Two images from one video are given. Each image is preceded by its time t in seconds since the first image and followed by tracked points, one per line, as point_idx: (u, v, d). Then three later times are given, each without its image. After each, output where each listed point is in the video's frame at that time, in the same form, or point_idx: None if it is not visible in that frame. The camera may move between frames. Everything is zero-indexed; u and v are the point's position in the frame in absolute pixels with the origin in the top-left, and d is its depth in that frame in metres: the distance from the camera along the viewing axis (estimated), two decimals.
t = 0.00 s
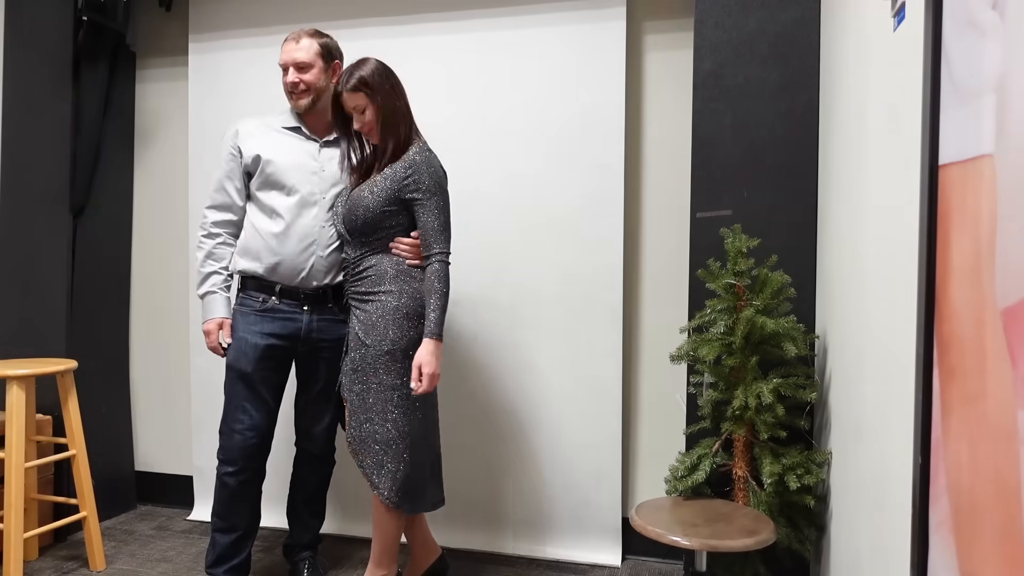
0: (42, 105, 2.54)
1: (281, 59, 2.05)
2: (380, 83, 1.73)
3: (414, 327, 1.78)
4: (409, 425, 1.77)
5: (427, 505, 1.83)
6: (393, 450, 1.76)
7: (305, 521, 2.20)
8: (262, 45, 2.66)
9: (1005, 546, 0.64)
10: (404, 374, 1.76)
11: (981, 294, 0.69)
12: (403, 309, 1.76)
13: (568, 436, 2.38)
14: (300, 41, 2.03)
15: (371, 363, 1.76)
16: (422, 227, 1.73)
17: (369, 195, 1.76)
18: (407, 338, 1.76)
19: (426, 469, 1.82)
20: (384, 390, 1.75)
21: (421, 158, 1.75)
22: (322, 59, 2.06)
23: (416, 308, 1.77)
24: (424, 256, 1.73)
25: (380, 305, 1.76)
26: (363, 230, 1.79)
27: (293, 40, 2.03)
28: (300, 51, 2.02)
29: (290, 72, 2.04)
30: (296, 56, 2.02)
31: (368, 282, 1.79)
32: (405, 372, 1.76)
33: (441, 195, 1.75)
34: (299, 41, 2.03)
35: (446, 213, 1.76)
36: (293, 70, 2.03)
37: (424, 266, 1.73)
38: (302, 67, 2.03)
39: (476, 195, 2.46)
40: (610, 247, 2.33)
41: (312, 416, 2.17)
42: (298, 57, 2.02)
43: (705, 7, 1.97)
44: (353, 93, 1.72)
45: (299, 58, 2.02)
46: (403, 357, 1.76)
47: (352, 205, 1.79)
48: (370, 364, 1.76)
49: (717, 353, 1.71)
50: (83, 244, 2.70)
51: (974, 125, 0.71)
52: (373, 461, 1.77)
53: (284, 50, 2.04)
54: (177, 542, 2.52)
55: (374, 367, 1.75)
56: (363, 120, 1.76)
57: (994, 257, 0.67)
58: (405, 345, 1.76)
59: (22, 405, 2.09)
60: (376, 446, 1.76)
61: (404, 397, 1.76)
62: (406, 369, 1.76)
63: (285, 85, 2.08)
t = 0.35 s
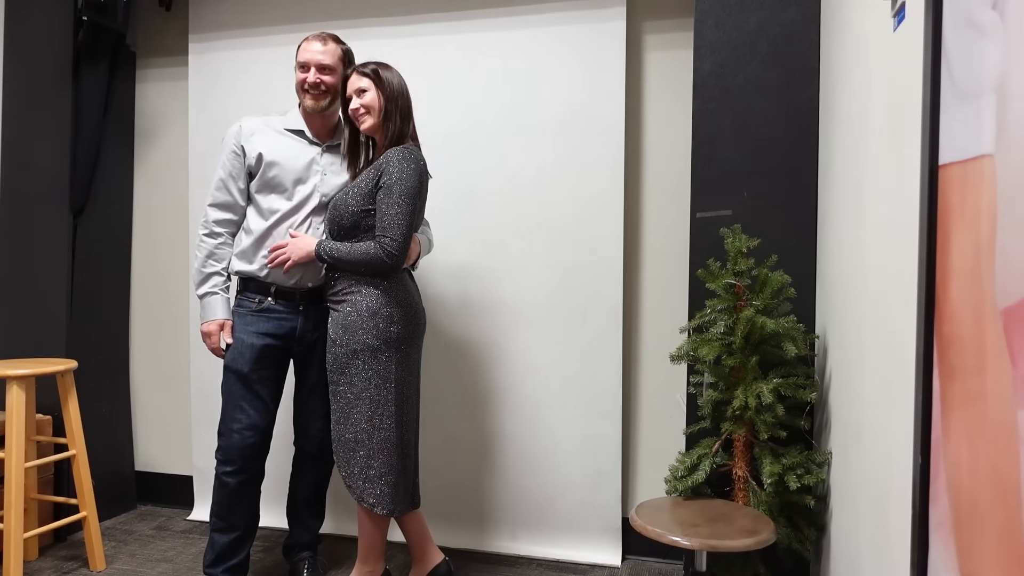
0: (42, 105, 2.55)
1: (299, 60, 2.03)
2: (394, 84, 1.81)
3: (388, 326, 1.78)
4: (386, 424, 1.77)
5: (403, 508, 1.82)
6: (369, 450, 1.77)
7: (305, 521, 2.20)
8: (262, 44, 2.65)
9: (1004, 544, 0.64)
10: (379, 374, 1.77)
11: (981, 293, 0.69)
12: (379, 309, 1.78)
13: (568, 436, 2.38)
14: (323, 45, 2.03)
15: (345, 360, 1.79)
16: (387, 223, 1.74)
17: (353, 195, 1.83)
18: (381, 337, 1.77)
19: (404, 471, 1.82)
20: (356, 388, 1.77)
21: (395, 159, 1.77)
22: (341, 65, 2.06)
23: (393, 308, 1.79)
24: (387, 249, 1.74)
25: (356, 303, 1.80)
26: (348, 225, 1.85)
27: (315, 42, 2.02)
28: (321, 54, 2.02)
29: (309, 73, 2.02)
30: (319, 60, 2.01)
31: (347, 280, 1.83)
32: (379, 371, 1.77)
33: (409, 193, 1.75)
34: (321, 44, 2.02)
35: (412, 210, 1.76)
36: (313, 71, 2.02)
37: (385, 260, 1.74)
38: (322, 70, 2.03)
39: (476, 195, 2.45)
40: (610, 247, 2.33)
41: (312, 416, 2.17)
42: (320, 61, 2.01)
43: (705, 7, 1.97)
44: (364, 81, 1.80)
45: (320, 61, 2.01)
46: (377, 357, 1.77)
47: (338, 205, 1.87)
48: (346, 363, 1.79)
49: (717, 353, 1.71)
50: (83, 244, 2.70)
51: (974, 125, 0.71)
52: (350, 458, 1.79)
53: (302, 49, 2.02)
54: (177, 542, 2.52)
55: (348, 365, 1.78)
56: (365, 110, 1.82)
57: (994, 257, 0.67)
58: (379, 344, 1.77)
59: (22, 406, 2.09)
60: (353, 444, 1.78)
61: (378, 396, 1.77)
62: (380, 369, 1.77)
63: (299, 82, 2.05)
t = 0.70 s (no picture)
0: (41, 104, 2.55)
1: (305, 59, 2.03)
2: (403, 87, 1.81)
3: (388, 327, 1.79)
4: (386, 424, 1.78)
5: (403, 507, 1.82)
6: (369, 450, 1.77)
7: (306, 521, 2.20)
8: (262, 45, 2.66)
9: (1006, 544, 0.64)
10: (379, 374, 1.77)
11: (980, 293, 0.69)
12: (379, 309, 1.79)
13: (568, 436, 2.38)
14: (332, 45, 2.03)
15: (344, 361, 1.79)
16: (385, 225, 1.74)
17: (351, 197, 1.83)
18: (381, 338, 1.78)
19: (404, 470, 1.82)
20: (355, 388, 1.78)
21: (392, 160, 1.77)
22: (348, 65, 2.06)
23: (390, 309, 1.80)
24: (384, 252, 1.74)
25: (355, 305, 1.80)
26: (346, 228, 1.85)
27: (321, 42, 2.02)
28: (327, 54, 2.01)
29: (315, 73, 2.02)
30: (326, 60, 2.01)
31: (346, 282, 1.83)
32: (379, 371, 1.77)
33: (406, 195, 1.75)
34: (327, 45, 2.02)
35: (410, 211, 1.76)
36: (319, 71, 2.02)
37: (382, 262, 1.74)
38: (327, 70, 2.02)
39: (476, 195, 2.46)
40: (609, 248, 2.33)
41: (312, 416, 2.17)
42: (326, 61, 2.01)
43: (705, 7, 1.97)
44: (372, 81, 1.80)
45: (326, 61, 2.01)
46: (377, 357, 1.77)
47: (336, 207, 1.87)
48: (346, 363, 1.79)
49: (717, 353, 1.71)
50: (83, 244, 2.70)
51: (974, 125, 0.71)
52: (351, 459, 1.78)
53: (307, 49, 2.02)
54: (177, 542, 2.52)
55: (348, 366, 1.78)
56: (370, 109, 1.81)
57: (993, 257, 0.67)
58: (379, 344, 1.77)
59: (22, 405, 2.09)
60: (353, 444, 1.78)
61: (378, 396, 1.77)
62: (380, 369, 1.77)
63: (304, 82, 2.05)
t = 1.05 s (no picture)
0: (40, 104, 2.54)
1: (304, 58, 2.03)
2: (404, 86, 1.81)
3: (391, 327, 1.79)
4: (389, 425, 1.78)
5: (405, 508, 1.82)
6: (371, 450, 1.77)
7: (306, 521, 2.20)
8: (262, 45, 2.65)
9: (1005, 544, 0.64)
10: (381, 375, 1.77)
11: (981, 293, 0.69)
12: (382, 310, 1.79)
13: (568, 436, 2.38)
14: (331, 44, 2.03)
15: (346, 361, 1.79)
16: (387, 227, 1.74)
17: (352, 198, 1.83)
18: (384, 338, 1.78)
19: (406, 471, 1.82)
20: (357, 388, 1.77)
21: (390, 160, 1.77)
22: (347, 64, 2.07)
23: (393, 310, 1.80)
24: (389, 254, 1.74)
25: (357, 306, 1.80)
26: (349, 231, 1.85)
27: (320, 40, 2.02)
28: (326, 52, 2.02)
29: (314, 72, 2.02)
30: (325, 58, 2.01)
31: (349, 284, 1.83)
32: (382, 372, 1.77)
33: (407, 195, 1.75)
34: (325, 44, 2.02)
35: (411, 211, 1.76)
36: (319, 69, 2.02)
37: (387, 264, 1.74)
38: (326, 68, 2.03)
39: (476, 195, 2.45)
40: (609, 248, 2.33)
41: (313, 415, 2.17)
42: (325, 59, 2.01)
43: (705, 7, 1.97)
44: (373, 78, 1.80)
45: (325, 59, 2.01)
46: (380, 357, 1.77)
47: (338, 209, 1.87)
48: (349, 363, 1.79)
49: (717, 353, 1.71)
50: (83, 243, 2.70)
51: (974, 125, 0.71)
52: (352, 459, 1.78)
53: (306, 48, 2.03)
54: (177, 542, 2.52)
55: (350, 366, 1.78)
56: (367, 106, 1.82)
57: (994, 257, 0.67)
58: (382, 345, 1.77)
59: (22, 406, 2.09)
60: (354, 444, 1.78)
61: (381, 396, 1.77)
62: (383, 370, 1.77)
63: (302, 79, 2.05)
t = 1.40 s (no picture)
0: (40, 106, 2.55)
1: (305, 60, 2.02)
2: (408, 89, 1.81)
3: (391, 327, 1.79)
4: (389, 425, 1.78)
5: (406, 508, 1.82)
6: (371, 450, 1.77)
7: (306, 521, 2.20)
8: (263, 45, 2.65)
9: (1003, 542, 0.64)
10: (382, 375, 1.77)
11: (982, 293, 0.69)
12: (383, 310, 1.79)
13: (568, 436, 2.38)
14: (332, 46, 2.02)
15: (347, 361, 1.79)
16: (390, 228, 1.75)
17: (355, 198, 1.83)
18: (384, 338, 1.78)
19: (406, 471, 1.82)
20: (358, 388, 1.78)
21: (394, 162, 1.76)
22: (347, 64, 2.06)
23: (394, 310, 1.80)
24: (393, 255, 1.74)
25: (357, 306, 1.80)
26: (351, 231, 1.84)
27: (321, 42, 2.02)
28: (327, 54, 2.01)
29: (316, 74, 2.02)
30: (327, 60, 2.01)
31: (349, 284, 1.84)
32: (382, 372, 1.77)
33: (412, 197, 1.75)
34: (326, 46, 2.02)
35: (414, 213, 1.76)
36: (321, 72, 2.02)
37: (391, 265, 1.75)
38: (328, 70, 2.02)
39: (476, 195, 2.46)
40: (609, 248, 2.34)
41: (313, 415, 2.17)
42: (327, 61, 2.01)
43: (704, 7, 1.97)
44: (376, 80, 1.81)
45: (327, 62, 2.01)
46: (381, 357, 1.77)
47: (340, 208, 1.86)
48: (350, 363, 1.79)
49: (717, 353, 1.71)
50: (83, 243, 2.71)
51: (974, 125, 0.71)
52: (353, 459, 1.78)
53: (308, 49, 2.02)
54: (177, 542, 2.52)
55: (351, 366, 1.79)
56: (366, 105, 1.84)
57: (995, 257, 0.67)
58: (382, 345, 1.77)
59: (22, 406, 2.09)
60: (355, 444, 1.78)
61: (381, 396, 1.77)
62: (383, 370, 1.77)
63: (308, 84, 2.04)
